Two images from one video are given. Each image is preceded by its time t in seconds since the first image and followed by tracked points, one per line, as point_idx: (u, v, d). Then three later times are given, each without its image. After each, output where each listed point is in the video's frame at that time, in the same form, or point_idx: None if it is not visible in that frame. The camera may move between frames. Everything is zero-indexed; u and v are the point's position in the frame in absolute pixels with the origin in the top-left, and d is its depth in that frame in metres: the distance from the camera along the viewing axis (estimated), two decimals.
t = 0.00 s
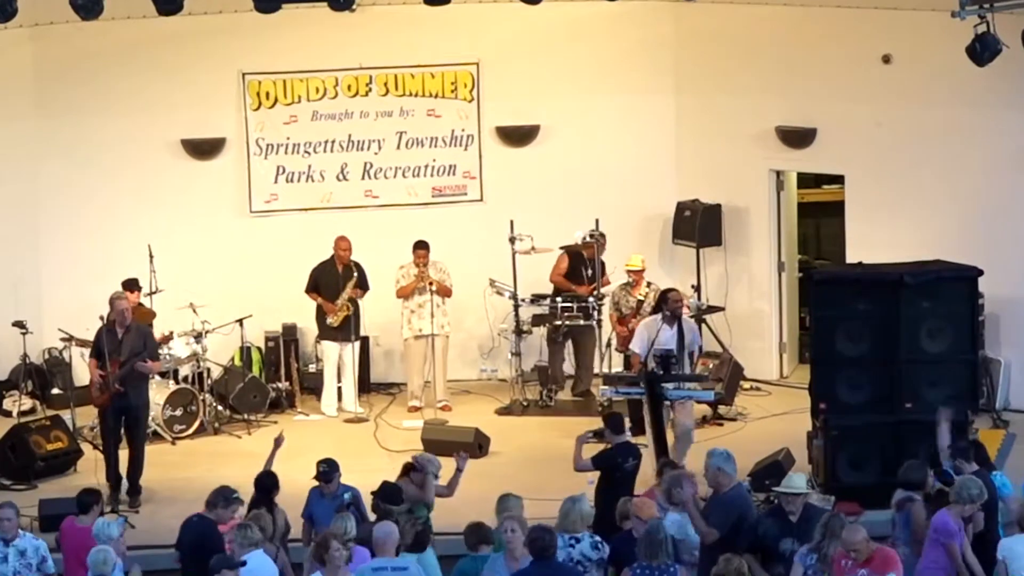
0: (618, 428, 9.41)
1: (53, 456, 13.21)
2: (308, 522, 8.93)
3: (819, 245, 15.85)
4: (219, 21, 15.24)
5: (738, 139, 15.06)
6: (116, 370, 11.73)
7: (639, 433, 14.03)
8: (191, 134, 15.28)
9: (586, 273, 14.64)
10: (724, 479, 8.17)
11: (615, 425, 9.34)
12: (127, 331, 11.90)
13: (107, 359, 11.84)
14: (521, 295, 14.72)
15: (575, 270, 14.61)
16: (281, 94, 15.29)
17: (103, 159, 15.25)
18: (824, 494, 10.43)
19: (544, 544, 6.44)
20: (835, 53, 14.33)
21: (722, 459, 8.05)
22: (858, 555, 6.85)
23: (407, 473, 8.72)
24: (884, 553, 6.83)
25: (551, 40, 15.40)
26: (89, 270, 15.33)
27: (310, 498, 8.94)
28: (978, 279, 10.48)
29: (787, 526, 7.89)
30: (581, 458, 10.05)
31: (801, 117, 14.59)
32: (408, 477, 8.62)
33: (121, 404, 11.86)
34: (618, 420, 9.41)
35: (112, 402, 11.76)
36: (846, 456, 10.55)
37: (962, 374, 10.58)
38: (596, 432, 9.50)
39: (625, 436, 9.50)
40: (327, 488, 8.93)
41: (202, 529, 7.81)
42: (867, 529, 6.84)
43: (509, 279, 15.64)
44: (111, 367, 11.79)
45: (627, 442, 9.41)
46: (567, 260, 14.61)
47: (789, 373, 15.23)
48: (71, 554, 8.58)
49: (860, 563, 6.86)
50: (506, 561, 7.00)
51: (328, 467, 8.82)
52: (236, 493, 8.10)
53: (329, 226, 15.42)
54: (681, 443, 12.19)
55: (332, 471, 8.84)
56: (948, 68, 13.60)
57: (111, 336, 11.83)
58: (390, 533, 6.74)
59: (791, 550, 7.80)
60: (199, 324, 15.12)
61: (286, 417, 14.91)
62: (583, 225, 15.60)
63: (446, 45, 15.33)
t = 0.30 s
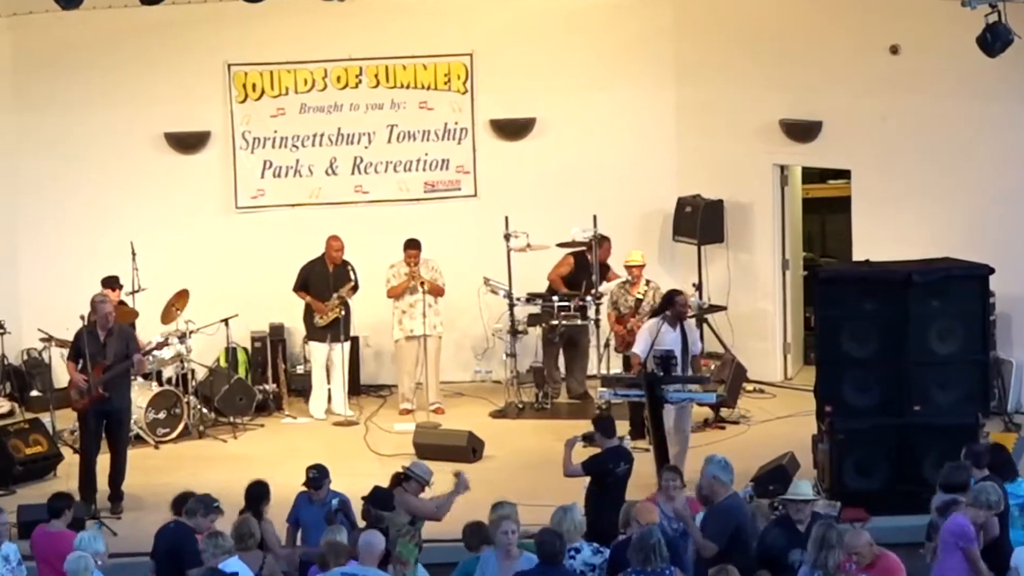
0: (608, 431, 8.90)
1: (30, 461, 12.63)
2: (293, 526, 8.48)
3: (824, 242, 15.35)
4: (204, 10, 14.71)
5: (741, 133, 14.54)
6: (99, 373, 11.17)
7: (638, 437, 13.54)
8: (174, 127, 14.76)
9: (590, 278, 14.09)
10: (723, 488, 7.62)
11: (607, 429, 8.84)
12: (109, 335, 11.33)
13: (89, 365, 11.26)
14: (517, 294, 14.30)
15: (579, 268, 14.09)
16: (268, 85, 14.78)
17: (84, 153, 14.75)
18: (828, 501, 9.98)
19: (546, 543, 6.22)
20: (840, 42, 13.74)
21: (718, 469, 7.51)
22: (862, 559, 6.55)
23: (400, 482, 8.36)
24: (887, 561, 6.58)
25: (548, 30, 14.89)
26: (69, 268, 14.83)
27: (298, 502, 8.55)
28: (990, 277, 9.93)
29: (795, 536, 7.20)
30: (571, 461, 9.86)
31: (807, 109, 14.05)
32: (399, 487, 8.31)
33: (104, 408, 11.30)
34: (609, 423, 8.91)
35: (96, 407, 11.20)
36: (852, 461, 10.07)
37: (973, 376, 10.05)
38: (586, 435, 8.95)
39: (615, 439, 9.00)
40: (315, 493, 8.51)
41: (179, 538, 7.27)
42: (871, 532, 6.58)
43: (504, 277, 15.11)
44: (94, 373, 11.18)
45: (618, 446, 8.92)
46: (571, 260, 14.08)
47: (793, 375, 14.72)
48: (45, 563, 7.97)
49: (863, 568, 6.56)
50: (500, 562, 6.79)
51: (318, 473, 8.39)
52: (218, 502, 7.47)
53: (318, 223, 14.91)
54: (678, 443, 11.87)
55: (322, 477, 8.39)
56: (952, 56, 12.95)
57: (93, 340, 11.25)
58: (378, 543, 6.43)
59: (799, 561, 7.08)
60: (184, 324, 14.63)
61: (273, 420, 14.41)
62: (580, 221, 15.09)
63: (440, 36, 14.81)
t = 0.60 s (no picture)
0: (603, 435, 8.99)
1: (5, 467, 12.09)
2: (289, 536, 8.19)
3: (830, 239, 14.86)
4: None
5: (744, 125, 14.04)
6: (80, 375, 10.56)
7: (638, 440, 13.05)
8: (157, 120, 14.25)
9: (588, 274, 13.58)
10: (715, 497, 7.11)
11: (600, 434, 8.93)
12: (87, 336, 10.72)
13: (68, 367, 10.63)
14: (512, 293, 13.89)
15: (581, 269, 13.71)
16: (253, 77, 14.26)
17: (63, 147, 14.23)
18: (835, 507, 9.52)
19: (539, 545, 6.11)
20: (846, 31, 13.22)
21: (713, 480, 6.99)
22: (874, 566, 6.27)
23: (411, 481, 8.17)
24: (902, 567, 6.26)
25: (544, 19, 14.37)
26: (48, 267, 14.32)
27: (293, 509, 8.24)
28: (1002, 275, 9.55)
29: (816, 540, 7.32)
30: (564, 466, 9.55)
31: (812, 101, 13.54)
32: (409, 486, 8.09)
33: (83, 411, 10.70)
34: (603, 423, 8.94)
35: (76, 410, 10.60)
36: (859, 466, 9.63)
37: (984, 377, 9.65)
38: (580, 439, 9.06)
39: (610, 443, 9.11)
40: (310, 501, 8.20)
41: (161, 544, 6.90)
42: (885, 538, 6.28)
43: (498, 276, 14.60)
44: (73, 376, 10.55)
45: (613, 450, 9.01)
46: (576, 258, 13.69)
47: (798, 376, 14.21)
48: (17, 573, 7.36)
49: None
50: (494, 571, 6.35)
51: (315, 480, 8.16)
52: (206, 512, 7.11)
53: (306, 219, 14.41)
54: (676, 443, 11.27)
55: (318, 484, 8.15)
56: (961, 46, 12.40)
57: (71, 341, 10.62)
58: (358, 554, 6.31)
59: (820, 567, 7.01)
60: (167, 323, 14.12)
61: (260, 424, 13.90)
62: (577, 217, 14.59)
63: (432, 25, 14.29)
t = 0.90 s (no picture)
0: (598, 439, 8.76)
1: None
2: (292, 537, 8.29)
3: (837, 235, 14.38)
4: None
5: (747, 118, 13.55)
6: (58, 379, 10.05)
7: (637, 444, 12.55)
8: (139, 112, 13.74)
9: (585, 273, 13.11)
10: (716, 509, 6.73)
11: (595, 437, 8.72)
12: (58, 336, 10.16)
13: (44, 368, 10.07)
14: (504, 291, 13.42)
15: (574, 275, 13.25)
16: (238, 67, 13.76)
17: (41, 140, 13.72)
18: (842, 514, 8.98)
19: (531, 553, 6.23)
20: (854, 19, 12.71)
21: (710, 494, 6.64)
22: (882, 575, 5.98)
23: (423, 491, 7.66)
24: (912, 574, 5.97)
25: (540, 7, 13.87)
26: (26, 264, 13.81)
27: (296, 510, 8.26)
28: (1015, 273, 9.06)
29: (839, 547, 6.65)
30: (558, 473, 9.17)
31: (818, 93, 13.05)
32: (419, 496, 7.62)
33: (59, 414, 10.21)
34: (598, 426, 8.68)
35: (53, 413, 10.12)
36: (866, 471, 9.10)
37: (997, 378, 9.14)
38: (574, 444, 8.84)
39: (606, 448, 8.88)
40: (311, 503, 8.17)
41: (148, 555, 6.75)
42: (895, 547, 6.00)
43: (492, 274, 14.10)
44: (51, 379, 10.04)
45: (609, 454, 8.79)
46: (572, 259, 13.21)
47: (803, 379, 13.71)
48: None
49: None
50: None
51: (313, 482, 8.11)
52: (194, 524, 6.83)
53: (293, 215, 13.90)
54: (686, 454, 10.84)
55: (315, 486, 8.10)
56: (974, 34, 11.89)
57: (44, 344, 10.04)
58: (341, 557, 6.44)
59: None
60: (149, 323, 13.62)
61: (245, 427, 13.41)
62: (574, 213, 14.08)
63: (423, 13, 13.77)
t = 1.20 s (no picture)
0: (597, 444, 8.31)
1: None
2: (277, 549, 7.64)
3: (844, 230, 13.90)
4: None
5: (751, 109, 13.05)
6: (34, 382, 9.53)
7: (637, 448, 12.07)
8: (119, 104, 13.23)
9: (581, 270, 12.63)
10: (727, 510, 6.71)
11: (594, 442, 8.25)
12: (28, 337, 9.70)
13: (19, 372, 9.53)
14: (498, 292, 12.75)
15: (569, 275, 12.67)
16: (222, 57, 13.26)
17: (18, 133, 13.21)
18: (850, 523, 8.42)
19: (532, 558, 6.00)
20: (862, 7, 12.24)
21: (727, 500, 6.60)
22: None
23: (433, 490, 7.69)
24: None
25: None
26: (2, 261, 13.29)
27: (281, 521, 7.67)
28: None
29: (847, 559, 6.29)
30: (555, 479, 8.71)
31: (824, 84, 12.56)
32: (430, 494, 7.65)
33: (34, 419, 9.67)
34: (596, 432, 8.24)
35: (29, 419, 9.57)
36: (874, 477, 8.54)
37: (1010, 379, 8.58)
38: (571, 449, 8.38)
39: (606, 452, 8.43)
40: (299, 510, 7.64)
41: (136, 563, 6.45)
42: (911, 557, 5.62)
43: (486, 271, 13.60)
44: (28, 383, 9.48)
45: (608, 459, 8.30)
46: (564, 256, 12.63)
47: (808, 380, 13.23)
48: None
49: None
50: None
51: (303, 488, 7.60)
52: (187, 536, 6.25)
53: (280, 210, 13.40)
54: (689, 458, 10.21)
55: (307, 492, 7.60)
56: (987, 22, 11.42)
57: (19, 347, 9.55)
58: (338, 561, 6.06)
59: None
60: (130, 323, 13.11)
61: (229, 431, 12.91)
62: (571, 209, 13.58)
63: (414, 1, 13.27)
